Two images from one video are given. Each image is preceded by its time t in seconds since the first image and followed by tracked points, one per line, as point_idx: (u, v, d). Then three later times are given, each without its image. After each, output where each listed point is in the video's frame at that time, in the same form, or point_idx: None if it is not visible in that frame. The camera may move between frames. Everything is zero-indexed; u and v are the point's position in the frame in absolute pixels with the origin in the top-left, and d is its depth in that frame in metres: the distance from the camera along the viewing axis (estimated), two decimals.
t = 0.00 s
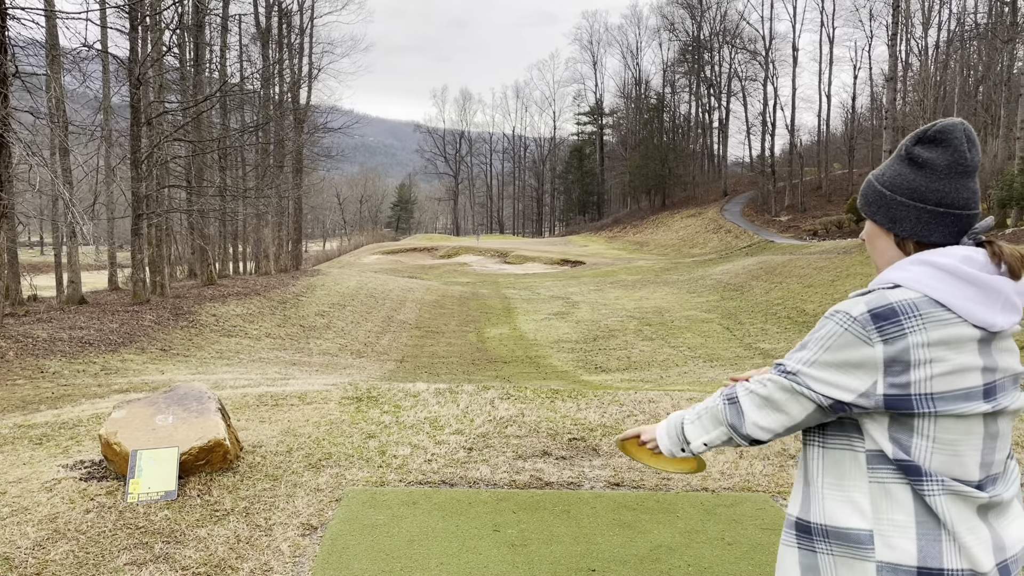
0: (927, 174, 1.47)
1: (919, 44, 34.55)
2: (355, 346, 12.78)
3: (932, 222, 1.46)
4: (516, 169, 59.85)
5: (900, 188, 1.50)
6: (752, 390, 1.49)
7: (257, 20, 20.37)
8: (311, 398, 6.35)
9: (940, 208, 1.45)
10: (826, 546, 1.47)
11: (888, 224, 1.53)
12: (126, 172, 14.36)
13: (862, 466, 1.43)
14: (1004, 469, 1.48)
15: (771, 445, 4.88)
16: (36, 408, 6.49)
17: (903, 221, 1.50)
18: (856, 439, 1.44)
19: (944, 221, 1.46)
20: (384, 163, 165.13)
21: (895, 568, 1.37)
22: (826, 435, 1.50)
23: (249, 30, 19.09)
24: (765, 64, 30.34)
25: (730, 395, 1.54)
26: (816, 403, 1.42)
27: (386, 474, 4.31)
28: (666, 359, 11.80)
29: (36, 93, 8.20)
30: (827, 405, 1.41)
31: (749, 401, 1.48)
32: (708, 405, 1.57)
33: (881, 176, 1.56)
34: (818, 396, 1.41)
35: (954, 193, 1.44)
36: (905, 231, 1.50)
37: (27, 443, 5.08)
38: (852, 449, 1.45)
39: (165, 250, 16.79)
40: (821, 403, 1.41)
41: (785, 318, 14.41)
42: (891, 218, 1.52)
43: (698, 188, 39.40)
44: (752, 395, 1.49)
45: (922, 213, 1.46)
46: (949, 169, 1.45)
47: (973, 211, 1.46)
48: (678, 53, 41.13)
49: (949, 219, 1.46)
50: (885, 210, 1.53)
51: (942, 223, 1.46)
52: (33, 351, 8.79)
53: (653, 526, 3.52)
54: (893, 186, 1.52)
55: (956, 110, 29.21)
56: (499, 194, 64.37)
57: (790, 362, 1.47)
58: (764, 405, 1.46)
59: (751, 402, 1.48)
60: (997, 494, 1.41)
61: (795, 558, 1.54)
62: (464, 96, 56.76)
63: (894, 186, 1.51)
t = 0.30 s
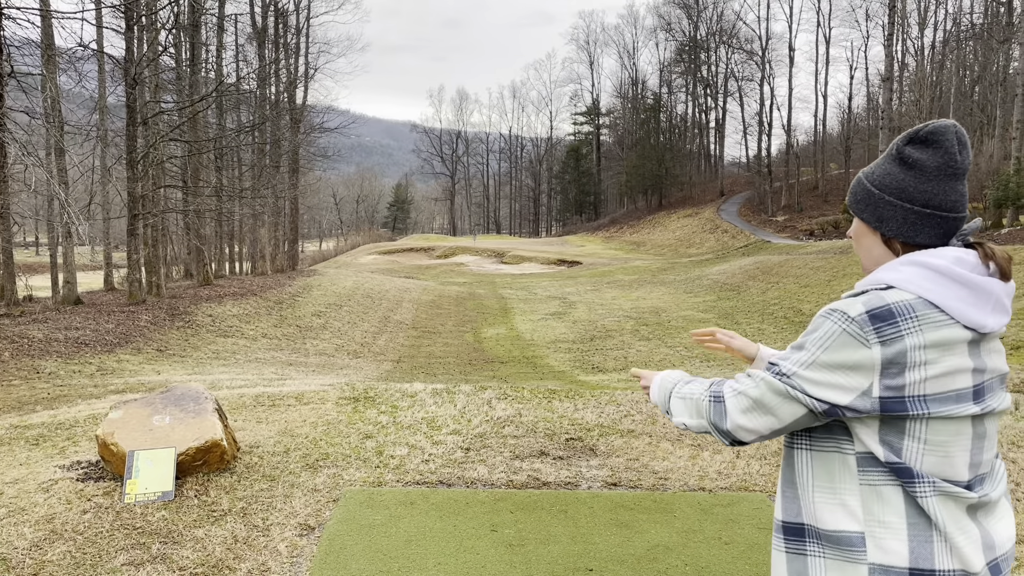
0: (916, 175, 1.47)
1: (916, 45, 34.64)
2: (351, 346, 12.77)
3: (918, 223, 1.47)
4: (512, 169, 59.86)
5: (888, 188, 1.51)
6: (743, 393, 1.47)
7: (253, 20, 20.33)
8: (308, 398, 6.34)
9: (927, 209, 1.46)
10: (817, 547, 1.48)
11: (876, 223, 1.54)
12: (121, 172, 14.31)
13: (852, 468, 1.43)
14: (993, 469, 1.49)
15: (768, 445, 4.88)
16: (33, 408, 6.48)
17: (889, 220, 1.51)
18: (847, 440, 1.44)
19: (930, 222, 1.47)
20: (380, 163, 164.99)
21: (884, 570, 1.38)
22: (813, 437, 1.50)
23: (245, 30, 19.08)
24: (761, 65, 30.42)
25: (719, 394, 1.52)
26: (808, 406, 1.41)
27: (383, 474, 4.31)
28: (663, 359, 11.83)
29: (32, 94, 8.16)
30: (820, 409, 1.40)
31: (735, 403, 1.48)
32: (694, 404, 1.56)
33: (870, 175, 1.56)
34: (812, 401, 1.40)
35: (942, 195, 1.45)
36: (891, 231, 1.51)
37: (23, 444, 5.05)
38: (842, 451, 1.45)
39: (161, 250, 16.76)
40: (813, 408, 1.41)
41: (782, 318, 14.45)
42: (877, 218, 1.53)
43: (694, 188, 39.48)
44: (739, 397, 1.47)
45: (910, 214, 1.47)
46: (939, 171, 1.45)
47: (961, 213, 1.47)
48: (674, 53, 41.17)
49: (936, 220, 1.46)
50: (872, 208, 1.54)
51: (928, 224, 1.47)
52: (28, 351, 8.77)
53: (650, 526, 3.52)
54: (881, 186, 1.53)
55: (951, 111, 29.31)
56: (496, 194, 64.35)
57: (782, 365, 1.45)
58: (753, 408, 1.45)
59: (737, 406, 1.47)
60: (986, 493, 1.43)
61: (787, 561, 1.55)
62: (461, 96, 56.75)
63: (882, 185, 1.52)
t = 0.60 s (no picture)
0: (898, 175, 1.48)
1: (912, 45, 34.74)
2: (348, 346, 12.74)
3: (899, 222, 1.48)
4: (509, 169, 59.82)
5: (871, 188, 1.51)
6: (758, 429, 1.46)
7: (249, 20, 20.28)
8: (305, 398, 6.32)
9: (908, 209, 1.47)
10: (799, 563, 1.48)
11: (859, 222, 1.55)
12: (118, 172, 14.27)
13: (839, 481, 1.43)
14: (978, 467, 1.50)
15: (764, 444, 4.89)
16: (28, 408, 6.45)
17: (871, 220, 1.52)
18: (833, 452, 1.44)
19: (911, 223, 1.48)
20: (377, 163, 164.79)
21: None
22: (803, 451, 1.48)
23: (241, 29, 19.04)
24: (757, 65, 30.49)
25: (738, 432, 1.53)
26: (819, 426, 1.37)
27: (380, 473, 4.30)
28: (660, 359, 11.84)
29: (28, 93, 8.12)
30: (829, 425, 1.37)
31: (752, 442, 1.48)
32: (724, 439, 1.59)
33: (853, 174, 1.57)
34: (821, 420, 1.37)
35: (923, 196, 1.46)
36: (872, 230, 1.52)
37: (19, 444, 5.03)
38: (831, 463, 1.45)
39: (157, 251, 16.72)
40: (824, 424, 1.37)
41: (778, 318, 14.49)
42: (859, 217, 1.54)
43: (691, 188, 39.56)
44: (756, 434, 1.47)
45: (891, 213, 1.48)
46: (921, 171, 1.45)
47: (941, 214, 1.47)
48: (671, 53, 41.21)
49: (917, 220, 1.47)
50: (855, 208, 1.55)
51: (910, 224, 1.48)
52: (24, 351, 8.74)
53: (647, 525, 3.53)
54: (864, 185, 1.53)
55: (947, 111, 29.40)
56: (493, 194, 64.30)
57: (785, 391, 1.43)
58: (769, 443, 1.44)
59: (755, 445, 1.47)
60: (972, 494, 1.44)
61: (775, 574, 1.56)
62: (458, 96, 56.74)
63: (866, 184, 1.53)
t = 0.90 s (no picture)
0: (879, 176, 1.49)
1: (908, 46, 34.86)
2: (345, 346, 12.72)
3: (882, 223, 1.49)
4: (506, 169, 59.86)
5: (854, 189, 1.52)
6: (789, 454, 1.44)
7: (246, 20, 20.25)
8: (302, 398, 6.30)
9: (891, 209, 1.47)
10: (793, 559, 1.50)
11: (845, 224, 1.56)
12: (114, 172, 14.24)
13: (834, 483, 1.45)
14: (968, 468, 1.50)
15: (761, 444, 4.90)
16: (25, 408, 6.43)
17: (855, 221, 1.53)
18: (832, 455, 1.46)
19: (894, 223, 1.48)
20: (373, 163, 164.76)
21: None
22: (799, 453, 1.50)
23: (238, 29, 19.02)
24: (754, 66, 30.56)
25: (773, 459, 1.50)
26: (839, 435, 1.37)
27: (378, 473, 4.30)
28: (657, 359, 11.86)
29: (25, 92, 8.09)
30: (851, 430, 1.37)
31: (789, 470, 1.45)
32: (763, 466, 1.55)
33: (837, 177, 1.58)
34: (838, 426, 1.37)
35: (906, 195, 1.46)
36: (857, 231, 1.53)
37: (16, 444, 5.01)
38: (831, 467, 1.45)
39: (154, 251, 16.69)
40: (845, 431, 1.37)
41: (775, 319, 14.52)
42: (844, 219, 1.55)
43: (688, 189, 39.64)
44: (790, 462, 1.44)
45: (874, 214, 1.49)
46: (902, 171, 1.46)
47: (925, 213, 1.47)
48: (668, 54, 41.26)
49: (900, 220, 1.48)
50: (840, 209, 1.56)
51: (892, 224, 1.48)
52: (20, 352, 8.71)
53: (645, 524, 3.53)
54: (848, 187, 1.54)
55: (943, 112, 29.51)
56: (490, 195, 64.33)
57: (797, 408, 1.43)
58: (804, 467, 1.41)
59: (793, 472, 1.44)
60: (963, 494, 1.44)
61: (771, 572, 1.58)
62: (455, 97, 56.75)
63: (848, 186, 1.54)
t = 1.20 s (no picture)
0: (867, 180, 1.50)
1: (905, 48, 34.95)
2: (342, 347, 12.69)
3: (869, 226, 1.50)
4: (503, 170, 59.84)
5: (843, 194, 1.54)
6: (788, 454, 1.44)
7: (244, 20, 20.22)
8: (300, 399, 6.28)
9: (876, 213, 1.49)
10: (792, 559, 1.51)
11: (834, 226, 1.58)
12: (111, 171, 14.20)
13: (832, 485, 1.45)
14: (965, 468, 1.51)
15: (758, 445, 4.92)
16: (21, 408, 6.40)
17: (843, 225, 1.54)
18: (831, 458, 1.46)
19: (881, 226, 1.49)
20: (370, 163, 164.50)
21: None
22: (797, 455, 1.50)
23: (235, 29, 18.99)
24: (751, 67, 30.62)
25: (772, 458, 1.50)
26: (837, 437, 1.37)
27: (376, 474, 4.29)
28: (654, 360, 11.87)
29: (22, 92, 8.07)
30: (848, 433, 1.37)
31: (788, 470, 1.45)
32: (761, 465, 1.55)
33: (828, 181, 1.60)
34: (839, 428, 1.37)
35: (893, 199, 1.47)
36: (846, 234, 1.54)
37: (13, 444, 4.99)
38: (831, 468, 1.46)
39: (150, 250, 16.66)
40: (844, 433, 1.37)
41: (772, 320, 14.56)
42: (833, 222, 1.57)
43: (685, 190, 39.71)
44: (788, 463, 1.45)
45: (861, 218, 1.50)
46: (890, 175, 1.47)
47: (914, 216, 1.48)
48: (665, 55, 41.30)
49: (886, 224, 1.49)
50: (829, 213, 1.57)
51: (880, 228, 1.49)
52: (16, 352, 8.68)
53: (642, 525, 3.53)
54: (837, 192, 1.56)
55: (940, 114, 29.58)
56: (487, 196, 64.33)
57: (795, 410, 1.43)
58: (800, 469, 1.42)
59: (791, 473, 1.45)
60: (959, 495, 1.45)
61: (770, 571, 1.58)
62: (452, 97, 56.79)
63: (838, 190, 1.55)
